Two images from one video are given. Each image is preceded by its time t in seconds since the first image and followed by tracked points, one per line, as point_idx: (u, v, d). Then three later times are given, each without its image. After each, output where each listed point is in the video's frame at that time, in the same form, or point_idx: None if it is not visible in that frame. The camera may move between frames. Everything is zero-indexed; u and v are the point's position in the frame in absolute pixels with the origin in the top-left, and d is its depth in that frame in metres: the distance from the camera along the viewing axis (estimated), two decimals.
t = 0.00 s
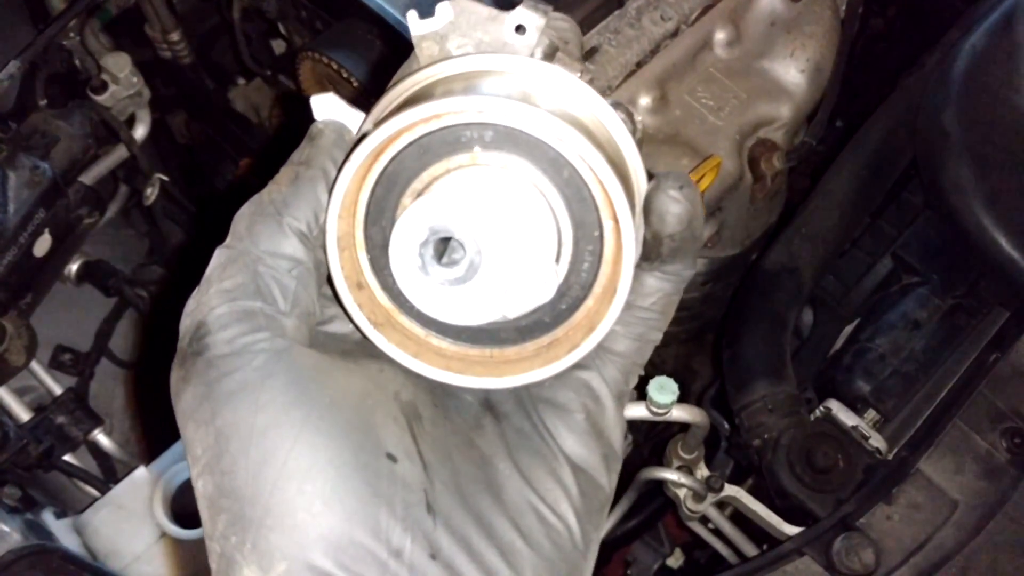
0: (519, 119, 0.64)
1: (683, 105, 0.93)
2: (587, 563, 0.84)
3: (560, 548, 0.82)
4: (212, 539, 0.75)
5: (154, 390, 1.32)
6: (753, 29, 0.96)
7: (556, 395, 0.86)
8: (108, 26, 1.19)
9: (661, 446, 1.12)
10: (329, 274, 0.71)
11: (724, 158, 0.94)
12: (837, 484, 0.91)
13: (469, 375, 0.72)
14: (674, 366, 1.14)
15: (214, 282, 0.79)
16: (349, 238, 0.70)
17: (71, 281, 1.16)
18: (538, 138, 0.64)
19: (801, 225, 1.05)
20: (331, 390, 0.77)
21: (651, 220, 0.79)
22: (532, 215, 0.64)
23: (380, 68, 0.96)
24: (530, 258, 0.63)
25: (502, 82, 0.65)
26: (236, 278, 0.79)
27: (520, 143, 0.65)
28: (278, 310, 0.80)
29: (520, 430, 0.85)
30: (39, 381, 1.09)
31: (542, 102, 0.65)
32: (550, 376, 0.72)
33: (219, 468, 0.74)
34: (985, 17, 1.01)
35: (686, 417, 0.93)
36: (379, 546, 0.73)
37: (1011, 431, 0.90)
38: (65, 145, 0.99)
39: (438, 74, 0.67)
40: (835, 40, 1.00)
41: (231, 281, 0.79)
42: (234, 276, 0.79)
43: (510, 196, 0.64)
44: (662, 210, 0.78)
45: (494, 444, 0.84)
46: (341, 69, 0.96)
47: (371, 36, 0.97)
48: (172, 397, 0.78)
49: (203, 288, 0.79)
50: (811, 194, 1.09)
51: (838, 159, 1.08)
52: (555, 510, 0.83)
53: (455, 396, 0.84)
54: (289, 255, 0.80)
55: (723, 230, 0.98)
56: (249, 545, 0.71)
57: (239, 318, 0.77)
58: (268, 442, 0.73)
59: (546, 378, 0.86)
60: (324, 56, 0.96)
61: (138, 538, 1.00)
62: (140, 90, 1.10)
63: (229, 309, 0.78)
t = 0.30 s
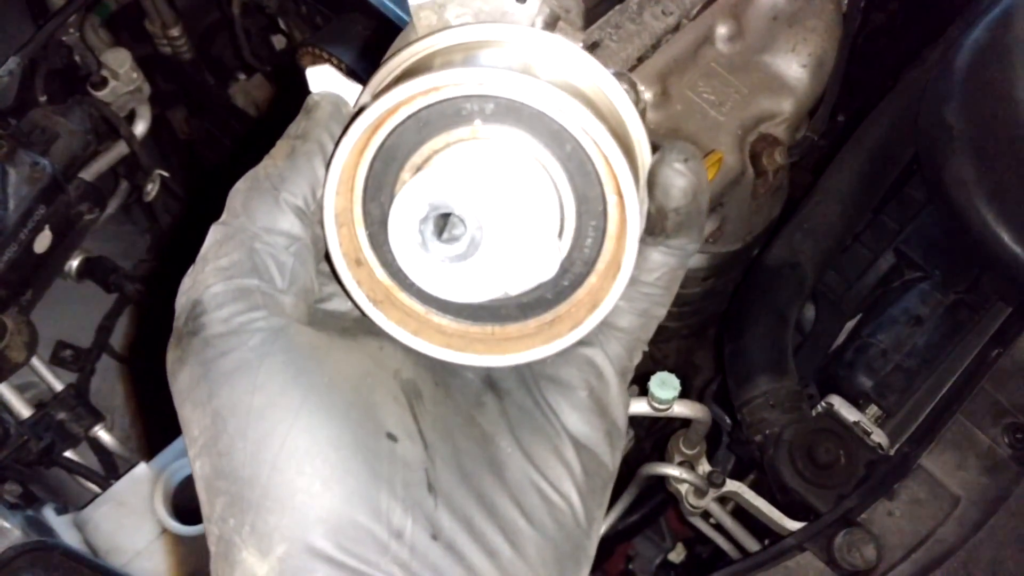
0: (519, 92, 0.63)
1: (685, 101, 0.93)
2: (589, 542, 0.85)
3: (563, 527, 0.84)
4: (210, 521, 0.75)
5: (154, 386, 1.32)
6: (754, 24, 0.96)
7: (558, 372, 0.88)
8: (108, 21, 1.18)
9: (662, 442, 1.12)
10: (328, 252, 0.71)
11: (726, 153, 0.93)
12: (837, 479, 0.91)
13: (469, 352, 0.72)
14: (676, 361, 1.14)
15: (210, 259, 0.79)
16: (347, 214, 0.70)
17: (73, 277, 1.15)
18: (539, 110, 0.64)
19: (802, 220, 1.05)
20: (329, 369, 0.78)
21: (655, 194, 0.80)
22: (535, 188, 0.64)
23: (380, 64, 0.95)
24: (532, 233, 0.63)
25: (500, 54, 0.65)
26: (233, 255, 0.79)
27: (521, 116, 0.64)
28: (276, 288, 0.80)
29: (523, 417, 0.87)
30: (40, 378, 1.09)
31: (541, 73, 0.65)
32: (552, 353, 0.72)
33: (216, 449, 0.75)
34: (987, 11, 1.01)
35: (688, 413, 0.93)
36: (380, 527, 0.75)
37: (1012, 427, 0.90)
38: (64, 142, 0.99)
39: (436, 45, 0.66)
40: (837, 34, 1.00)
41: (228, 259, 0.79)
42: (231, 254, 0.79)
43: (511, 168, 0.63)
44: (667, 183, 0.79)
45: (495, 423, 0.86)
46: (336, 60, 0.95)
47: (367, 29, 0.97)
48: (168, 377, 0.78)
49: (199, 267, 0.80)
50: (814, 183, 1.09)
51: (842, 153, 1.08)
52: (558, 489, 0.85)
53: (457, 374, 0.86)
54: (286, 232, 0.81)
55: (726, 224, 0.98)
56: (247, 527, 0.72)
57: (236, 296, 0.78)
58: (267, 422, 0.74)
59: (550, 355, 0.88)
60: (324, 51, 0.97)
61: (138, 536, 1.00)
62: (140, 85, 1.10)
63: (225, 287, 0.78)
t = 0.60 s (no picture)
0: (526, 90, 0.62)
1: (679, 100, 0.93)
2: (593, 537, 0.87)
3: (570, 522, 0.85)
4: (212, 519, 0.75)
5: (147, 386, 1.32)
6: (748, 24, 0.96)
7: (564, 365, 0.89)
8: (101, 20, 1.18)
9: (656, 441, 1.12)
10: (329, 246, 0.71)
11: (720, 152, 0.93)
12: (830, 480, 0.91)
13: (472, 350, 0.72)
14: (670, 360, 1.14)
15: (211, 253, 0.78)
16: (349, 209, 0.70)
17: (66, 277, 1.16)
18: (545, 107, 0.63)
19: (795, 221, 1.05)
20: (332, 364, 0.78)
21: (665, 191, 0.81)
22: (541, 183, 0.63)
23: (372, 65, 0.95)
24: (538, 231, 0.62)
25: (509, 44, 0.66)
26: (234, 249, 0.78)
27: (528, 114, 0.63)
28: (278, 282, 0.80)
29: (524, 414, 0.88)
30: (33, 378, 1.09)
31: (548, 65, 0.65)
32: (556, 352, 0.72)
33: (219, 447, 0.74)
34: (982, 10, 1.01)
35: (680, 413, 0.93)
36: (386, 527, 0.74)
37: (1005, 426, 0.90)
38: (57, 141, 0.99)
39: (445, 36, 0.67)
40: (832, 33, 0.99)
41: (229, 253, 0.78)
42: (232, 247, 0.78)
43: (517, 164, 0.62)
44: (676, 180, 0.79)
45: (499, 419, 0.87)
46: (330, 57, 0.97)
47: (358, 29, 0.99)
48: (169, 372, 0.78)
49: (200, 260, 0.78)
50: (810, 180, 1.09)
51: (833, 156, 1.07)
52: (561, 483, 0.86)
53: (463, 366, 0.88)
54: (288, 224, 0.79)
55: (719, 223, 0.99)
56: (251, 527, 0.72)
57: (238, 291, 0.77)
58: (271, 419, 0.74)
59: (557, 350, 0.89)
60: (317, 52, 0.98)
61: (131, 536, 0.99)
62: (134, 84, 1.11)
63: (227, 283, 0.77)
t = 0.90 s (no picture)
0: (527, 96, 0.62)
1: (676, 99, 0.94)
2: (593, 540, 0.87)
3: (568, 523, 0.86)
4: (210, 523, 0.75)
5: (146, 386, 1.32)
6: (747, 24, 0.96)
7: (564, 368, 0.89)
8: (99, 20, 1.18)
9: (655, 440, 1.13)
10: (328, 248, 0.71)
11: (718, 152, 0.94)
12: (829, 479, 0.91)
13: (473, 351, 0.72)
14: (669, 360, 1.14)
15: (208, 254, 0.77)
16: (348, 212, 0.70)
17: (64, 278, 1.14)
18: (547, 113, 0.63)
19: (793, 221, 1.05)
20: (330, 368, 0.78)
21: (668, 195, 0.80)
22: (541, 189, 0.63)
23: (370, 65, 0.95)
24: (538, 236, 0.62)
25: (511, 45, 0.66)
26: (231, 250, 0.77)
27: (531, 120, 0.63)
28: (276, 283, 0.79)
29: (523, 416, 0.88)
30: (32, 379, 1.09)
31: (549, 68, 0.66)
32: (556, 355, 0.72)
33: (217, 452, 0.74)
34: (979, 10, 1.01)
35: (679, 412, 0.94)
36: (384, 532, 0.75)
37: (1002, 424, 0.90)
38: (55, 141, 0.98)
39: (446, 36, 0.68)
40: (829, 32, 0.99)
41: (227, 254, 0.77)
42: (229, 248, 0.77)
43: (518, 168, 0.63)
44: (679, 185, 0.79)
45: (500, 422, 0.87)
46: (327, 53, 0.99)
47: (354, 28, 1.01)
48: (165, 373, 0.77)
49: (196, 260, 0.77)
50: (810, 177, 1.10)
51: (831, 156, 1.08)
52: (560, 484, 0.87)
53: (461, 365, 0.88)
54: (286, 224, 0.79)
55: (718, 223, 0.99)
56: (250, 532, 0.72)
57: (236, 293, 0.76)
58: (269, 424, 0.73)
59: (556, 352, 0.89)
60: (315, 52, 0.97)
61: (131, 536, 0.99)
62: (131, 86, 1.10)
63: (224, 284, 0.76)
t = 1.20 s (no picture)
0: (527, 114, 0.62)
1: (674, 102, 0.94)
2: (588, 550, 0.87)
3: (561, 530, 0.85)
4: (208, 534, 0.75)
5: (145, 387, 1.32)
6: (745, 26, 0.97)
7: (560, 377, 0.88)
8: (98, 23, 1.18)
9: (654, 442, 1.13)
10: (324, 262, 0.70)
11: (716, 155, 0.94)
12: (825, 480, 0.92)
13: (470, 366, 0.71)
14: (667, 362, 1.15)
15: (206, 266, 0.78)
16: (346, 226, 0.69)
17: (63, 280, 1.15)
18: (546, 131, 0.63)
19: (792, 221, 1.06)
20: (326, 380, 0.78)
21: (664, 213, 0.79)
22: (538, 205, 0.64)
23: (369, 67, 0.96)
24: (531, 251, 0.63)
25: (510, 62, 0.66)
26: (229, 262, 0.77)
27: (528, 138, 0.63)
28: (274, 295, 0.79)
29: (520, 422, 0.88)
30: (31, 380, 1.09)
31: (547, 84, 0.66)
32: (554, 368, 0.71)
33: (214, 464, 0.74)
34: (974, 14, 1.02)
35: (677, 413, 0.94)
36: (380, 544, 0.75)
37: (999, 426, 0.91)
38: (55, 143, 0.99)
39: (446, 51, 0.67)
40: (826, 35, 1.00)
41: (224, 266, 0.77)
42: (226, 260, 0.77)
43: (516, 184, 0.63)
44: (674, 201, 0.79)
45: (494, 434, 0.86)
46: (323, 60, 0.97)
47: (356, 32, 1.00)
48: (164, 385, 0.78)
49: (194, 272, 0.78)
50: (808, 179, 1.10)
51: (828, 157, 1.08)
52: (555, 495, 0.86)
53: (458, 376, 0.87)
54: (284, 237, 0.79)
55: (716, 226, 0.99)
56: (247, 544, 0.73)
57: (232, 305, 0.77)
58: (265, 437, 0.74)
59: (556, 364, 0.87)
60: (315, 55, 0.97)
61: (130, 537, 1.00)
62: (131, 88, 1.10)
63: (221, 297, 0.77)
